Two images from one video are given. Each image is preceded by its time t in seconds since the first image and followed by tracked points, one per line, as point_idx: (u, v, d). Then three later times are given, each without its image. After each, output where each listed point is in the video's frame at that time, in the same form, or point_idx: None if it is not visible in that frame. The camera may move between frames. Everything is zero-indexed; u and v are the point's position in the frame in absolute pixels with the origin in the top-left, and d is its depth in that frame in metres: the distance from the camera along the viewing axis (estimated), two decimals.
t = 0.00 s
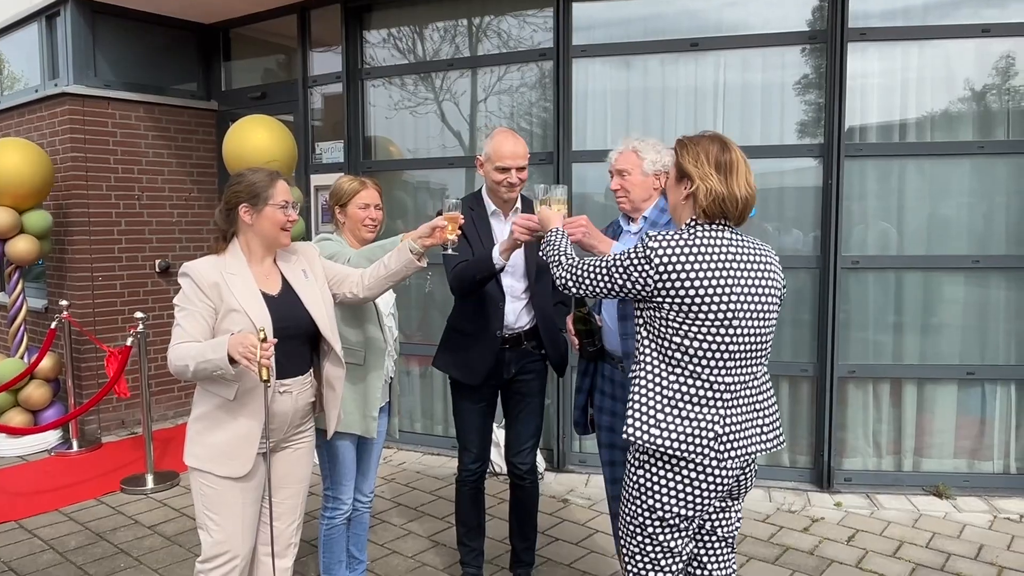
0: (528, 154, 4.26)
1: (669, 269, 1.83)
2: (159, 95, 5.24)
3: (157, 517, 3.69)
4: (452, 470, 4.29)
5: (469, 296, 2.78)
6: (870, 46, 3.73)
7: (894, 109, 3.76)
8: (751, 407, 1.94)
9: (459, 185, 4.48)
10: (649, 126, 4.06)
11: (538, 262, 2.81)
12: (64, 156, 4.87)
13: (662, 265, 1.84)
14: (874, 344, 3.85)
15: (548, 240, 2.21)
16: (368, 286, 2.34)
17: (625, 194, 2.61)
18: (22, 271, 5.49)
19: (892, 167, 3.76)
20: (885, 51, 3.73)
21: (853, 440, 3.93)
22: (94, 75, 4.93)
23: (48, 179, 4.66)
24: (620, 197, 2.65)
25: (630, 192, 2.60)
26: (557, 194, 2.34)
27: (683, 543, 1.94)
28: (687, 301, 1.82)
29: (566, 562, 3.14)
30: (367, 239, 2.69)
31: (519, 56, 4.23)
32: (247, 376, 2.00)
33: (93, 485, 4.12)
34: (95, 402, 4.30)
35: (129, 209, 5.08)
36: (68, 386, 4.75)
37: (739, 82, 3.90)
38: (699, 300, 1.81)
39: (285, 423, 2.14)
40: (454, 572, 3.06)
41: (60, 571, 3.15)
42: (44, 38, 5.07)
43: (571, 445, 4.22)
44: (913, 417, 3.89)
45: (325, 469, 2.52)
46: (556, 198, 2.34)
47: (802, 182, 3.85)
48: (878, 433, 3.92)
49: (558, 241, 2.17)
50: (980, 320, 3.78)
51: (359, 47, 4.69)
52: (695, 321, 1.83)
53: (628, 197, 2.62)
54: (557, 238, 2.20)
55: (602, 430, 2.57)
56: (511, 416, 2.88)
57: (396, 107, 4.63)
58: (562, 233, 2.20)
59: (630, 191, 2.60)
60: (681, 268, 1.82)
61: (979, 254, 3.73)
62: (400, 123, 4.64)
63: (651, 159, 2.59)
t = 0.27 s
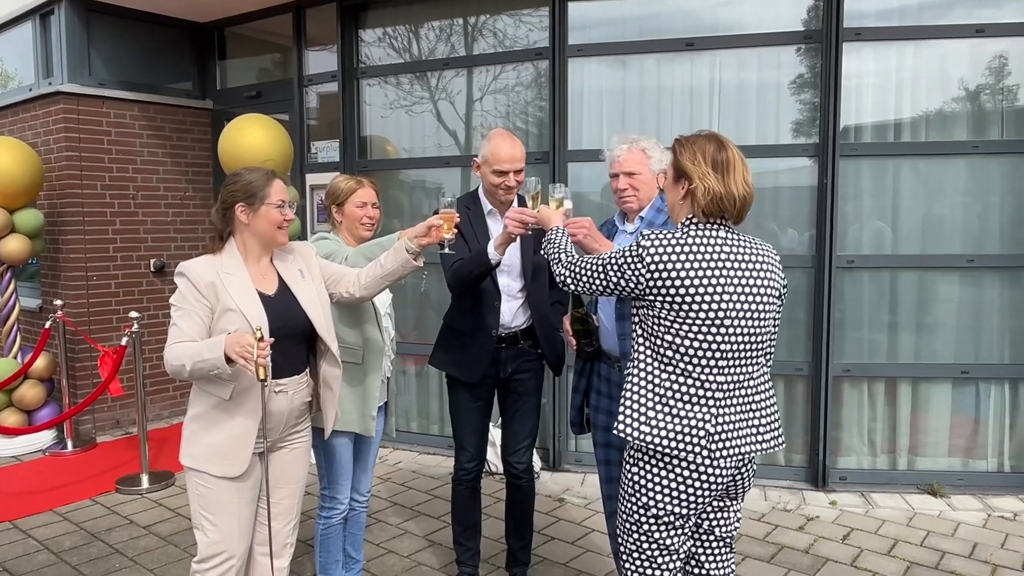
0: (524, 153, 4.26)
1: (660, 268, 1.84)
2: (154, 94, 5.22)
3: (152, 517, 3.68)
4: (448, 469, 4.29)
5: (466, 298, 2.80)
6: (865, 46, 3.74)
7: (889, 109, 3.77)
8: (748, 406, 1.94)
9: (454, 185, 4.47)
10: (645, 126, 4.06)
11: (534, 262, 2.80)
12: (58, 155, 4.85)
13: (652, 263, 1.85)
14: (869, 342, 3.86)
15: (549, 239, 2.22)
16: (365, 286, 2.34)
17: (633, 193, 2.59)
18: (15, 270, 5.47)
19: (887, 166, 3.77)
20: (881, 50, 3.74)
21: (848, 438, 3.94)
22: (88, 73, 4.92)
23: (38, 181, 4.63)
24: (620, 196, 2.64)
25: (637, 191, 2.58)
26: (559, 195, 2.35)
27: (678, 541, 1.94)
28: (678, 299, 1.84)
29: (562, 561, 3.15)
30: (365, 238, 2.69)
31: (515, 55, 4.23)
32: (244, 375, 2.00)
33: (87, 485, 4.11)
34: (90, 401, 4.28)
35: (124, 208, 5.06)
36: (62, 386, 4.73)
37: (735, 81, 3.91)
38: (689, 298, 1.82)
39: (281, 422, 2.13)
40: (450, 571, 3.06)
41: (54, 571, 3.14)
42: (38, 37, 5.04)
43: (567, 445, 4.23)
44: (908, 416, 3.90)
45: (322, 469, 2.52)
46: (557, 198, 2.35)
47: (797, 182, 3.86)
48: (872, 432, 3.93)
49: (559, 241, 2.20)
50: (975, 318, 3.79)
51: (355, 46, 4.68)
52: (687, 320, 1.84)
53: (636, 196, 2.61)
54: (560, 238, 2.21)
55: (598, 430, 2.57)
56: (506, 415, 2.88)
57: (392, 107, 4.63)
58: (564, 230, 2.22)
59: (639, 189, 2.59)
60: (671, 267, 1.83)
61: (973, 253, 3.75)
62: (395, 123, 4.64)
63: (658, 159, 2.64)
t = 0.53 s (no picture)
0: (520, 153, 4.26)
1: (655, 269, 1.84)
2: (148, 94, 5.20)
3: (147, 518, 3.67)
4: (444, 469, 4.29)
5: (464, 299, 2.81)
6: (860, 46, 3.74)
7: (884, 109, 3.78)
8: (742, 407, 1.94)
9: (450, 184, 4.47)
10: (641, 126, 4.06)
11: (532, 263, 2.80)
12: (52, 154, 4.82)
13: (647, 265, 1.85)
14: (864, 342, 3.87)
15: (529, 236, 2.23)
16: (361, 286, 2.33)
17: (632, 194, 2.60)
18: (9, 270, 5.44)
19: (882, 166, 3.78)
20: (876, 51, 3.74)
21: (843, 438, 3.95)
22: (82, 72, 4.89)
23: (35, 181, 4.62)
24: (620, 198, 2.65)
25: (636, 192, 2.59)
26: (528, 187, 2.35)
27: (672, 542, 1.94)
28: (673, 301, 1.83)
29: (558, 562, 3.14)
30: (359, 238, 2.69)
31: (510, 55, 4.22)
32: (239, 376, 1.99)
33: (81, 486, 4.09)
34: (84, 402, 4.26)
35: (118, 208, 5.04)
36: (56, 386, 4.71)
37: (730, 81, 3.91)
38: (685, 300, 1.82)
39: (277, 423, 2.13)
40: (446, 571, 3.05)
41: (48, 572, 3.13)
42: (31, 35, 5.02)
43: (563, 445, 4.23)
44: (903, 416, 3.91)
45: (317, 470, 2.51)
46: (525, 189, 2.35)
47: (792, 182, 3.86)
48: (867, 431, 3.95)
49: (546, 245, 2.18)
50: (969, 318, 3.80)
51: (350, 46, 4.67)
52: (681, 321, 1.83)
53: (637, 194, 2.61)
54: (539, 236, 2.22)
55: (594, 430, 2.57)
56: (502, 415, 2.88)
57: (387, 106, 4.62)
58: (542, 229, 2.23)
59: (640, 188, 2.61)
60: (666, 268, 1.83)
61: (967, 253, 3.76)
62: (390, 122, 4.63)
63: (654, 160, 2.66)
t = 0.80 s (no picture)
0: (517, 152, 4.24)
1: (642, 267, 1.81)
2: (142, 92, 5.17)
3: (140, 521, 3.63)
4: (440, 471, 4.26)
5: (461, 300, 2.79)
6: (858, 46, 3.73)
7: (882, 110, 3.76)
8: (731, 406, 1.92)
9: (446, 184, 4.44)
10: (638, 126, 4.04)
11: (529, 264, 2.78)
12: (45, 153, 4.78)
13: (635, 262, 1.82)
14: (861, 343, 3.86)
15: (495, 232, 2.19)
16: (358, 287, 2.31)
17: (615, 196, 2.63)
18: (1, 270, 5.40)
19: (880, 167, 3.77)
20: (874, 51, 3.73)
21: (841, 439, 3.94)
22: (76, 71, 4.85)
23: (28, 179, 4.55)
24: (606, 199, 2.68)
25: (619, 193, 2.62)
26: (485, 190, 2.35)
27: (664, 544, 1.92)
28: (661, 299, 1.81)
29: (555, 564, 3.12)
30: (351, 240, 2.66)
31: (507, 55, 4.20)
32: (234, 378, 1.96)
33: (74, 488, 4.05)
34: (77, 402, 4.22)
35: (112, 207, 5.01)
36: (49, 387, 4.67)
37: (728, 82, 3.90)
38: (673, 298, 1.80)
39: (271, 426, 2.10)
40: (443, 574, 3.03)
41: None
42: (24, 33, 4.98)
43: (560, 446, 4.21)
44: (901, 417, 3.90)
45: (312, 474, 2.48)
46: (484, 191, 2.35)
47: (790, 182, 3.85)
48: (865, 432, 3.93)
49: (521, 241, 2.13)
50: (967, 319, 3.79)
51: (346, 45, 4.64)
52: (670, 319, 1.81)
53: (619, 197, 2.63)
54: (508, 231, 2.18)
55: (591, 433, 2.55)
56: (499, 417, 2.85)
57: (383, 106, 4.59)
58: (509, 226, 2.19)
59: (621, 191, 2.62)
60: (655, 265, 1.80)
61: (965, 254, 3.75)
62: (386, 122, 4.60)
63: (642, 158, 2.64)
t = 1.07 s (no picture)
0: (516, 153, 4.18)
1: (624, 268, 1.76)
2: (135, 91, 5.09)
3: (131, 527, 3.56)
4: (437, 475, 4.19)
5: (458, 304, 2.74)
6: (862, 46, 3.68)
7: (886, 110, 3.72)
8: (721, 410, 1.86)
9: (442, 186, 4.38)
10: (638, 126, 3.98)
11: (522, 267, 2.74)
12: (35, 152, 4.71)
13: (617, 264, 1.77)
14: (865, 346, 3.81)
15: (481, 236, 2.11)
16: (353, 292, 2.25)
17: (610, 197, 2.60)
18: None
19: (884, 167, 3.72)
20: (877, 51, 3.68)
21: (844, 443, 3.89)
22: (67, 69, 4.78)
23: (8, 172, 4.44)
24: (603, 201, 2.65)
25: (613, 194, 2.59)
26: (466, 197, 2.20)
27: (656, 555, 1.85)
28: (643, 301, 1.75)
29: (554, 572, 3.06)
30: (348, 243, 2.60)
31: (505, 54, 4.14)
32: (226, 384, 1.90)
33: (64, 493, 3.97)
34: (67, 406, 4.14)
35: (103, 207, 4.93)
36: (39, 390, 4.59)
37: (730, 81, 3.84)
38: (656, 300, 1.74)
39: (263, 434, 2.03)
40: None
41: None
42: (15, 31, 4.90)
43: (558, 450, 4.15)
44: (904, 421, 3.85)
45: (306, 480, 2.42)
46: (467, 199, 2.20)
47: (793, 183, 3.80)
48: (868, 436, 3.88)
49: (506, 246, 2.06)
50: (971, 321, 3.75)
51: (342, 44, 4.57)
52: (653, 322, 1.76)
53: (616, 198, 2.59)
54: (493, 236, 2.10)
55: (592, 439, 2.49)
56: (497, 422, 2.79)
57: (379, 106, 4.53)
58: (494, 231, 2.11)
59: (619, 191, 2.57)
60: (637, 266, 1.75)
61: (969, 256, 3.70)
62: (383, 122, 4.54)
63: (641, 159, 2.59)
